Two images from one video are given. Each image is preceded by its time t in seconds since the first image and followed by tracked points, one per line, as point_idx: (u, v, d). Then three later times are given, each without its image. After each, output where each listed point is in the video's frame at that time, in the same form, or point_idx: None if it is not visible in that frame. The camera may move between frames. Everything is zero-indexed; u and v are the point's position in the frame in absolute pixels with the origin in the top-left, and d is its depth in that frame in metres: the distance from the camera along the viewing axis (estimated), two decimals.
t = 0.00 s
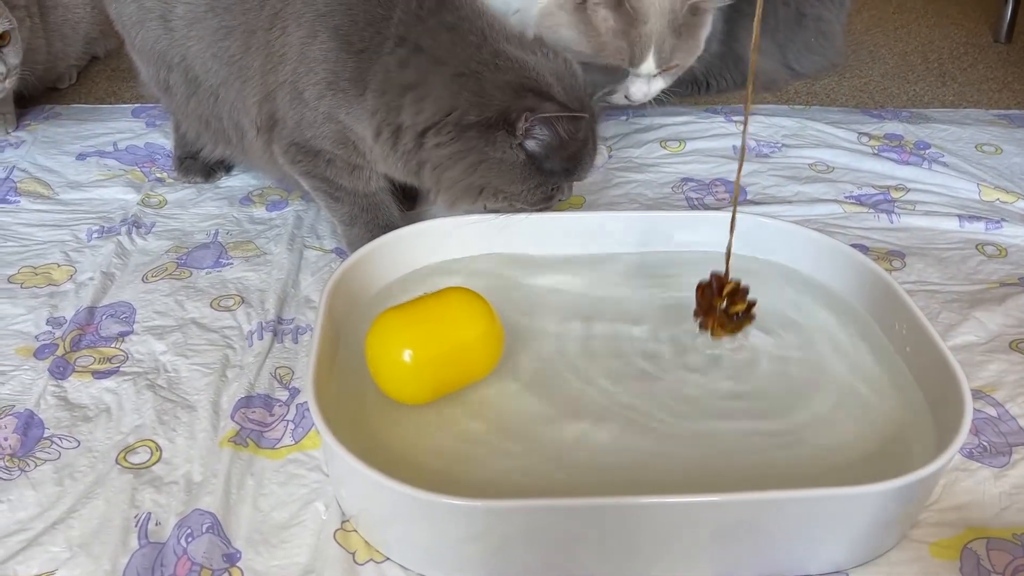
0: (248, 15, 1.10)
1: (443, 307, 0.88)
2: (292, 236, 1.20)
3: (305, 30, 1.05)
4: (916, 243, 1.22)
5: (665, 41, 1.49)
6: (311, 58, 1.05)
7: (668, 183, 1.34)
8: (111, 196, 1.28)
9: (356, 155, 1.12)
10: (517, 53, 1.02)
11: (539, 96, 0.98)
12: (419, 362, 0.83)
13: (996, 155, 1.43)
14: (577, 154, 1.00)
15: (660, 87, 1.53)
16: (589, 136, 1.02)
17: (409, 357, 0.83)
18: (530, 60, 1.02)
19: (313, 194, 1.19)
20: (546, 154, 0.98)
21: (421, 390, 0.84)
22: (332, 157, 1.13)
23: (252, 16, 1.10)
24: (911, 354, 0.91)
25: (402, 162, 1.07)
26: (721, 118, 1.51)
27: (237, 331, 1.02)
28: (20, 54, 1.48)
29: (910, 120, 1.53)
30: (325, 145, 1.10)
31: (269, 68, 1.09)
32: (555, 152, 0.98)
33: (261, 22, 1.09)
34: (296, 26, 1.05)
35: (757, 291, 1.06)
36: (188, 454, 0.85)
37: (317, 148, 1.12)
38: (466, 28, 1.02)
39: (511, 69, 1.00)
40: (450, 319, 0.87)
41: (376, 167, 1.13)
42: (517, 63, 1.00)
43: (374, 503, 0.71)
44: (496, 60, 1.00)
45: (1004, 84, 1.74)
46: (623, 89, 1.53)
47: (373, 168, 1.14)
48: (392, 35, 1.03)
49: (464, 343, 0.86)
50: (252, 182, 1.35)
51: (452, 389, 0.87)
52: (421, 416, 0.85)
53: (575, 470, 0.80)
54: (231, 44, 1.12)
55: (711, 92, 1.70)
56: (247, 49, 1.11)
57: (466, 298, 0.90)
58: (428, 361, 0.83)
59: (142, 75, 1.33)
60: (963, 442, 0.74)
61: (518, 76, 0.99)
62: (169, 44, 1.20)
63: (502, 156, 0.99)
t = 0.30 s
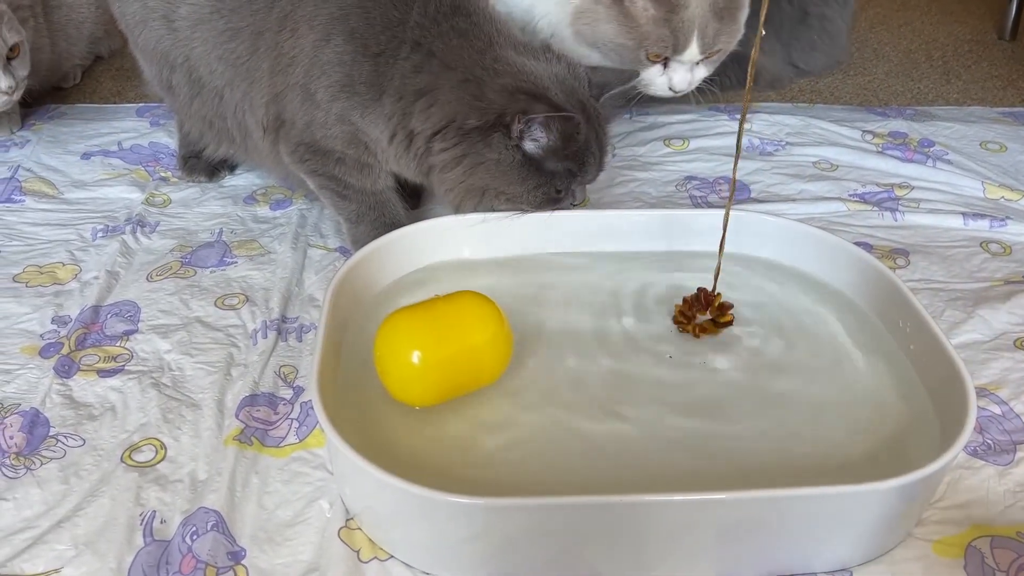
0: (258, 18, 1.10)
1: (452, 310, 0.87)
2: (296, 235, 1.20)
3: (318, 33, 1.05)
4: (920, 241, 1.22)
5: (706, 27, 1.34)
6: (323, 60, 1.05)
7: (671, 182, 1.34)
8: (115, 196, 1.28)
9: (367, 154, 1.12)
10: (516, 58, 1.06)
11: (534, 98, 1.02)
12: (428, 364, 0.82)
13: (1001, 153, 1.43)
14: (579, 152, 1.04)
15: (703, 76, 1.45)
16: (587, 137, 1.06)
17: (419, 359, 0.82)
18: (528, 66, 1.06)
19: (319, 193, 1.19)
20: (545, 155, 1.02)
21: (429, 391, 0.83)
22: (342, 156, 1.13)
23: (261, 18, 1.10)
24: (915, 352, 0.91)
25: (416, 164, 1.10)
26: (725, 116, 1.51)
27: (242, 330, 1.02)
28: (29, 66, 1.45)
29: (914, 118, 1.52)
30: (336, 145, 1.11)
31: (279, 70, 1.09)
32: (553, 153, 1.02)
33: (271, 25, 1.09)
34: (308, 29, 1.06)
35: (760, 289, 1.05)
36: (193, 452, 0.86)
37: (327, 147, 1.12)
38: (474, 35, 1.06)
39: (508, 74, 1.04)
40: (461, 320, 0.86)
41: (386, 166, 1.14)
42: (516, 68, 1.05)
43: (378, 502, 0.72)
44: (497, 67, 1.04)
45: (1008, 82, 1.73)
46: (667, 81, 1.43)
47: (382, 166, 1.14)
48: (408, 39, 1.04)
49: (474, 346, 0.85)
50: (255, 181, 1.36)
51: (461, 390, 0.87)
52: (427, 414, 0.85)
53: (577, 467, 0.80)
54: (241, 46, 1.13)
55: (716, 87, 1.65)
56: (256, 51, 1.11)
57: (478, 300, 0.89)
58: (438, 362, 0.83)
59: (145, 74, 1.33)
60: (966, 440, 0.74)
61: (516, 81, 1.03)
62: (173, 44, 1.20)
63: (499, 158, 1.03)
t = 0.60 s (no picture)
0: (266, 17, 1.11)
1: (465, 313, 0.86)
2: (301, 233, 1.20)
3: (327, 31, 1.06)
4: (925, 238, 1.22)
5: (729, 17, 1.36)
6: (332, 59, 1.06)
7: (676, 179, 1.34)
8: (122, 194, 1.29)
9: (376, 151, 1.12)
10: (519, 47, 1.06)
11: (536, 83, 1.01)
12: (441, 365, 0.82)
13: (1006, 149, 1.42)
14: (584, 136, 1.03)
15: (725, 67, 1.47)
16: (593, 120, 1.05)
17: (432, 361, 0.82)
18: (530, 53, 1.06)
19: (325, 191, 1.19)
20: (550, 140, 1.01)
21: (442, 393, 0.83)
22: (351, 154, 1.13)
23: (269, 18, 1.10)
24: (919, 349, 0.91)
25: (426, 158, 1.10)
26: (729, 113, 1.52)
27: (248, 327, 1.02)
28: (41, 96, 1.46)
29: (919, 114, 1.52)
30: (345, 143, 1.11)
31: (287, 69, 1.09)
32: (558, 137, 1.01)
33: (279, 24, 1.10)
34: (318, 27, 1.06)
35: (763, 287, 1.06)
36: (199, 449, 0.86)
37: (336, 146, 1.12)
38: (476, 26, 1.06)
39: (509, 62, 1.04)
40: (475, 323, 0.86)
41: (395, 162, 1.14)
42: (516, 56, 1.05)
43: (385, 499, 0.72)
44: (498, 55, 1.04)
45: (1013, 78, 1.73)
46: (688, 71, 1.45)
47: (391, 164, 1.14)
48: (415, 36, 1.05)
49: (486, 347, 0.85)
50: (261, 179, 1.36)
51: (474, 393, 0.86)
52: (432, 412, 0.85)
53: (582, 465, 0.80)
54: (248, 46, 1.13)
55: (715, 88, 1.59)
56: (264, 51, 1.12)
57: (491, 301, 0.88)
58: (452, 364, 0.83)
59: (151, 72, 1.33)
60: (971, 436, 0.74)
61: (517, 68, 1.03)
62: (179, 43, 1.21)
63: (503, 145, 1.02)
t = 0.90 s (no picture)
0: (272, 7, 1.11)
1: (482, 313, 0.85)
2: (308, 226, 1.20)
3: (333, 19, 1.06)
4: (933, 229, 1.21)
5: (724, 29, 1.34)
6: (339, 48, 1.06)
7: (683, 171, 1.34)
8: (129, 188, 1.29)
9: (386, 141, 1.12)
10: (521, 27, 1.06)
11: (534, 64, 1.01)
12: (458, 365, 0.81)
13: (1014, 140, 1.41)
14: (585, 118, 1.02)
15: (716, 79, 1.44)
16: (595, 100, 1.04)
17: (449, 360, 0.81)
18: (532, 33, 1.06)
19: (334, 183, 1.19)
20: (550, 122, 1.01)
21: (461, 392, 0.82)
22: (360, 144, 1.13)
23: (276, 8, 1.11)
24: (928, 338, 0.90)
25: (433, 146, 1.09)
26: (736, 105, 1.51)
27: (256, 319, 1.03)
28: (42, 89, 1.43)
29: (927, 105, 1.51)
30: (354, 133, 1.11)
31: (296, 59, 1.10)
32: (558, 119, 1.00)
33: (286, 14, 1.10)
34: (323, 16, 1.07)
35: (771, 278, 1.05)
36: (208, 441, 0.86)
37: (345, 136, 1.12)
38: (477, 8, 1.07)
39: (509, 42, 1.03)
40: (491, 323, 0.85)
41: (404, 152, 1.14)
42: (516, 36, 1.04)
43: (394, 489, 0.72)
44: (499, 35, 1.04)
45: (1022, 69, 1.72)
46: (678, 79, 1.42)
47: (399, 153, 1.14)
48: (417, 21, 1.05)
49: (502, 345, 0.84)
50: (268, 173, 1.36)
51: (493, 391, 0.86)
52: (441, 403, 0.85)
53: (589, 453, 0.80)
54: (256, 37, 1.13)
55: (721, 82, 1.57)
56: (271, 42, 1.12)
57: (506, 300, 0.87)
58: (469, 364, 0.82)
59: (161, 66, 1.33)
60: (980, 425, 0.74)
61: (516, 48, 1.02)
62: (188, 37, 1.20)
63: (501, 126, 1.02)
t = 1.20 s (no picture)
0: None
1: (498, 318, 0.85)
2: (313, 224, 1.21)
3: (329, 11, 1.06)
4: (938, 225, 1.21)
5: (711, 66, 1.38)
6: (336, 39, 1.06)
7: (687, 168, 1.33)
8: (135, 188, 1.30)
9: (389, 135, 1.12)
10: (516, 20, 1.00)
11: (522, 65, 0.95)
12: (473, 372, 0.80)
13: (1021, 135, 1.41)
14: (565, 129, 0.98)
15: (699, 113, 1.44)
16: (579, 112, 0.99)
17: (464, 367, 0.80)
18: (527, 27, 1.00)
19: (340, 181, 1.19)
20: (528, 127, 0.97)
21: (476, 399, 0.81)
22: (364, 141, 1.14)
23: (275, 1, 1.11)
24: (933, 336, 0.90)
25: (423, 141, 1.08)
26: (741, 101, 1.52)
27: (261, 319, 1.03)
28: (23, 85, 1.39)
29: (933, 100, 1.50)
30: (357, 128, 1.11)
31: (296, 55, 1.11)
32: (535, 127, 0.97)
33: (284, 8, 1.10)
34: (320, 9, 1.07)
35: (776, 275, 1.05)
36: (214, 440, 0.87)
37: (347, 132, 1.12)
38: None
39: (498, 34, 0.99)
40: (506, 329, 0.84)
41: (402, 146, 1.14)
42: (509, 31, 0.99)
43: (399, 489, 0.72)
44: (490, 29, 0.99)
45: None
46: (665, 111, 1.41)
47: (407, 148, 1.14)
48: (407, 8, 1.03)
49: (516, 351, 0.83)
50: (273, 171, 1.36)
51: (508, 398, 0.85)
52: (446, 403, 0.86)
53: (593, 452, 0.80)
54: (254, 29, 1.13)
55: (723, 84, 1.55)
56: (272, 36, 1.12)
57: (520, 305, 0.86)
58: (484, 370, 0.81)
59: (163, 62, 1.33)
60: (985, 423, 0.73)
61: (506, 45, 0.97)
62: (187, 30, 1.21)
63: (477, 124, 0.99)
